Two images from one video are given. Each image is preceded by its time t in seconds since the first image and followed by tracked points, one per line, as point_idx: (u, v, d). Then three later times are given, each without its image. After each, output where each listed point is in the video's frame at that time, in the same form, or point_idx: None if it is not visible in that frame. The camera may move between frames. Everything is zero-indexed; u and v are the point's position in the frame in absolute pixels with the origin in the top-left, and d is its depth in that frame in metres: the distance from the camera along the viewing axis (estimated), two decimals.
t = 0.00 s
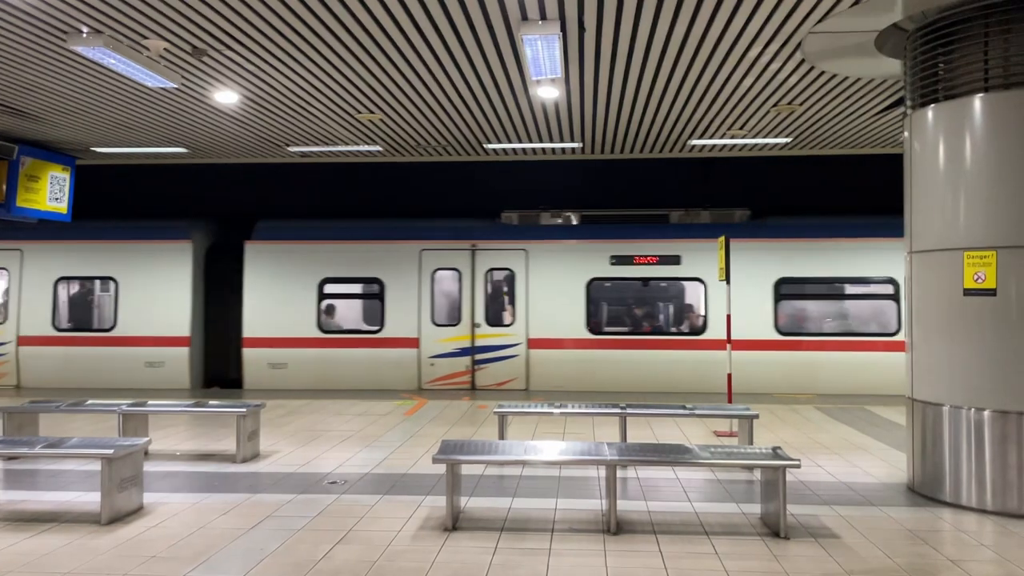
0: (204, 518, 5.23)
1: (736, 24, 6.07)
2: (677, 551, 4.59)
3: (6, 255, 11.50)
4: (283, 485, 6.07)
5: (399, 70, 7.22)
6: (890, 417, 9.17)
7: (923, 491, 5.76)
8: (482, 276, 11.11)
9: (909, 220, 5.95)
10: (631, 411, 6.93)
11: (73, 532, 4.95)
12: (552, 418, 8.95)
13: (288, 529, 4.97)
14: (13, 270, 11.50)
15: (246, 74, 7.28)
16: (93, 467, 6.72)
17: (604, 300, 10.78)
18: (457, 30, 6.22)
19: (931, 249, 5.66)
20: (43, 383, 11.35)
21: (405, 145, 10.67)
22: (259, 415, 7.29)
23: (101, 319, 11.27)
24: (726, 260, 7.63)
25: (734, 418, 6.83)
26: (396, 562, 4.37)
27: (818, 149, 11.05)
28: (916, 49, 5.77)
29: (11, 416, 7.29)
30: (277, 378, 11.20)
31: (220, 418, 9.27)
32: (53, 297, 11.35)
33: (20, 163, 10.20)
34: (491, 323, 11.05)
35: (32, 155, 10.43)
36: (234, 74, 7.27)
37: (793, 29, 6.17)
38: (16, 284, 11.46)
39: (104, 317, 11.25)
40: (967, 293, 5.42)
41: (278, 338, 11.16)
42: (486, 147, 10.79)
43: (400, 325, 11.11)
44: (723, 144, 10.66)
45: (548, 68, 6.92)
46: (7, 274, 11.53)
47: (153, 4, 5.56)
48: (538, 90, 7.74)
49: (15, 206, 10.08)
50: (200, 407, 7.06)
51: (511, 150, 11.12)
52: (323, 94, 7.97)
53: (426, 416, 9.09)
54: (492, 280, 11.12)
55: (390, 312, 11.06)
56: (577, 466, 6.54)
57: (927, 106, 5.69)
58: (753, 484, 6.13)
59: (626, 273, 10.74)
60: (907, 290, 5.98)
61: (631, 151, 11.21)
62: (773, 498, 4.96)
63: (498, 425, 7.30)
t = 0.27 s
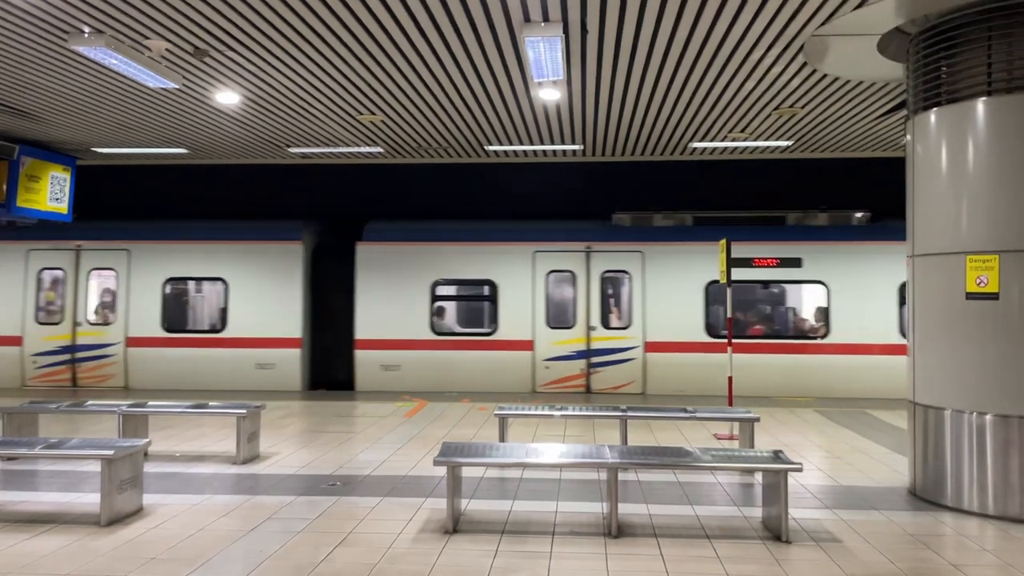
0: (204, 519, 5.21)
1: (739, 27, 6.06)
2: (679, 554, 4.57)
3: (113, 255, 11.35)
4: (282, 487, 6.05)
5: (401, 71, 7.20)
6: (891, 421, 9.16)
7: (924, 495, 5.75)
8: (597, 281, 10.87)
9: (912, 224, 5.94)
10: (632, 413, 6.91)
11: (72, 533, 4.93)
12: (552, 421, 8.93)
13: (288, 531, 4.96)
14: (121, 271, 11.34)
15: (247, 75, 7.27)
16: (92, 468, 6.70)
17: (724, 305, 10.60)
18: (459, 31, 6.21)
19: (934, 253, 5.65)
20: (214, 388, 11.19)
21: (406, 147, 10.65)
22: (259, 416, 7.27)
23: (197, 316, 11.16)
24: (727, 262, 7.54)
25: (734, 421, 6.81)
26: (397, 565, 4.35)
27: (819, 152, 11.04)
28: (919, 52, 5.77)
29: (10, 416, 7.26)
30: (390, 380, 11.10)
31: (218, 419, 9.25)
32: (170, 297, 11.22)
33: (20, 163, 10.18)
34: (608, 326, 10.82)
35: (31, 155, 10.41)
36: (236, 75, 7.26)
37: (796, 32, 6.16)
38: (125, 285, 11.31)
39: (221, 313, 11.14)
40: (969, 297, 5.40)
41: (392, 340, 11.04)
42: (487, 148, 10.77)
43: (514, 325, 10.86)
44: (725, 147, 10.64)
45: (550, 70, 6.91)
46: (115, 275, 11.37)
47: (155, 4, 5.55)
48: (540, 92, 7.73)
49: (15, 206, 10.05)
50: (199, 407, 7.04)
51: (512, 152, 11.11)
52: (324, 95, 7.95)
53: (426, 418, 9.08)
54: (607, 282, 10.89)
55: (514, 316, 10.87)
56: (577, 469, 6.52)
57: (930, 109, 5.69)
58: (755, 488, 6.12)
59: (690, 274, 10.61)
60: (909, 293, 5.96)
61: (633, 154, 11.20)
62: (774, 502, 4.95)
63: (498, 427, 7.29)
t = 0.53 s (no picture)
0: (203, 520, 5.21)
1: (741, 29, 6.05)
2: (679, 557, 4.56)
3: (223, 256, 11.33)
4: (282, 488, 6.05)
5: (404, 72, 7.19)
6: (892, 424, 9.14)
7: (925, 498, 5.74)
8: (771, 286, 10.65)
9: (914, 226, 5.92)
10: (633, 415, 6.89)
11: (71, 534, 4.92)
12: (553, 423, 8.92)
13: (287, 533, 4.95)
14: (231, 272, 11.29)
15: (249, 76, 7.27)
16: (91, 468, 6.70)
17: (843, 310, 10.50)
18: (461, 33, 6.21)
19: (936, 256, 5.63)
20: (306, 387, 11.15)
21: (407, 148, 10.64)
22: (259, 417, 7.26)
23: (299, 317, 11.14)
24: (728, 264, 7.59)
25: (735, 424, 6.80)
26: (396, 567, 4.34)
27: (821, 155, 11.02)
28: (921, 55, 5.76)
29: (10, 416, 7.26)
30: (504, 382, 10.85)
31: (218, 420, 9.25)
32: (275, 297, 11.19)
33: (21, 163, 10.18)
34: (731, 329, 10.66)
35: (33, 155, 10.41)
36: (237, 76, 7.26)
37: (798, 34, 6.15)
38: (235, 285, 11.25)
39: (322, 314, 11.13)
40: (971, 300, 5.39)
41: (492, 340, 10.83)
42: (489, 150, 10.77)
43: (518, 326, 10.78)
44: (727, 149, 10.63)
45: (551, 72, 6.91)
46: (225, 275, 11.33)
47: (157, 4, 5.55)
48: (542, 93, 7.72)
49: (16, 206, 10.05)
50: (200, 408, 7.03)
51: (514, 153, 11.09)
52: (326, 96, 7.95)
53: (426, 420, 9.08)
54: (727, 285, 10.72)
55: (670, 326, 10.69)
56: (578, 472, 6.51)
57: (932, 112, 5.67)
58: (755, 491, 6.11)
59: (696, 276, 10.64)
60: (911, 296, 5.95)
61: (635, 155, 11.19)
62: (775, 505, 4.93)
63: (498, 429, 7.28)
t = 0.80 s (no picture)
0: (200, 520, 5.20)
1: (740, 28, 6.04)
2: (676, 558, 4.54)
3: (333, 255, 11.32)
4: (279, 488, 6.03)
5: (402, 72, 7.18)
6: (890, 425, 9.14)
7: (924, 499, 5.72)
8: (837, 283, 10.72)
9: (913, 227, 5.91)
10: (630, 416, 6.88)
11: (67, 534, 4.90)
12: (551, 423, 8.91)
13: (284, 533, 4.93)
14: (341, 271, 11.31)
15: (247, 75, 7.26)
16: (88, 468, 6.68)
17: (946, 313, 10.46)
18: (459, 31, 6.19)
19: (935, 257, 5.62)
20: (456, 390, 11.14)
21: (406, 147, 10.62)
22: (257, 416, 7.25)
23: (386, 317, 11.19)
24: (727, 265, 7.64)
25: (733, 425, 6.78)
26: (393, 568, 4.33)
27: (820, 155, 11.02)
28: (921, 55, 5.75)
29: (8, 416, 7.25)
30: (621, 385, 10.76)
31: (216, 419, 9.24)
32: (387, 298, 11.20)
33: (19, 162, 10.16)
34: (849, 331, 10.69)
35: (31, 153, 10.39)
36: (235, 75, 7.25)
37: (797, 34, 6.14)
38: (347, 287, 11.27)
39: (418, 314, 11.14)
40: (970, 301, 5.38)
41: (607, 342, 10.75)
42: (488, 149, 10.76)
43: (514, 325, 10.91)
44: (726, 149, 10.62)
45: (550, 71, 6.90)
46: (335, 275, 11.35)
47: (155, 3, 5.54)
48: (540, 93, 7.72)
49: (14, 204, 10.03)
50: (197, 408, 7.01)
51: (512, 153, 11.08)
52: (324, 95, 7.94)
53: (423, 420, 9.07)
54: (848, 284, 10.75)
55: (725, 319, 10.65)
56: (576, 472, 6.50)
57: (932, 112, 5.66)
58: (753, 491, 6.11)
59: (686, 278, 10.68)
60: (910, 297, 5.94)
61: (634, 155, 11.17)
62: (773, 506, 4.92)
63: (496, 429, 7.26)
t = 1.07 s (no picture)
0: (196, 518, 5.19)
1: (738, 27, 6.03)
2: (673, 557, 4.53)
3: (445, 255, 10.88)
4: (276, 486, 6.03)
5: (401, 70, 7.17)
6: (888, 424, 9.14)
7: (921, 498, 5.72)
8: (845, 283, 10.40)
9: (911, 225, 5.90)
10: (628, 414, 6.87)
11: (63, 532, 4.90)
12: (549, 422, 8.91)
13: (280, 531, 4.93)
14: (453, 271, 10.86)
15: (245, 72, 7.25)
16: (84, 466, 6.67)
17: None
18: (456, 29, 6.18)
19: (932, 256, 5.62)
20: (564, 390, 10.61)
21: (404, 145, 10.61)
22: (254, 415, 7.24)
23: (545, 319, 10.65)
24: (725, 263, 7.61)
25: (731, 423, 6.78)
26: (389, 566, 4.32)
27: (818, 154, 11.01)
28: (918, 54, 5.74)
29: (3, 414, 7.24)
30: (740, 387, 10.50)
31: (213, 418, 9.23)
32: (499, 299, 10.73)
33: (16, 159, 10.14)
34: None
35: (28, 151, 10.37)
36: (233, 72, 7.23)
37: (795, 33, 6.13)
38: (456, 288, 10.81)
39: (516, 314, 10.71)
40: (967, 300, 5.38)
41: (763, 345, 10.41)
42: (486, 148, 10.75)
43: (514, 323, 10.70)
44: (724, 147, 10.61)
45: (548, 69, 6.88)
46: (445, 275, 10.90)
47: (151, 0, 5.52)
48: (538, 91, 7.70)
49: (11, 202, 10.01)
50: (194, 406, 7.00)
51: (510, 151, 11.06)
52: (321, 93, 7.92)
53: (422, 418, 9.06)
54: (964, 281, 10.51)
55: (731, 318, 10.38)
56: (573, 470, 6.50)
57: (929, 111, 5.66)
58: (750, 490, 6.11)
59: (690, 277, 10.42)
60: (907, 296, 5.93)
61: (633, 154, 11.16)
62: (770, 505, 4.91)
63: (494, 427, 7.25)
